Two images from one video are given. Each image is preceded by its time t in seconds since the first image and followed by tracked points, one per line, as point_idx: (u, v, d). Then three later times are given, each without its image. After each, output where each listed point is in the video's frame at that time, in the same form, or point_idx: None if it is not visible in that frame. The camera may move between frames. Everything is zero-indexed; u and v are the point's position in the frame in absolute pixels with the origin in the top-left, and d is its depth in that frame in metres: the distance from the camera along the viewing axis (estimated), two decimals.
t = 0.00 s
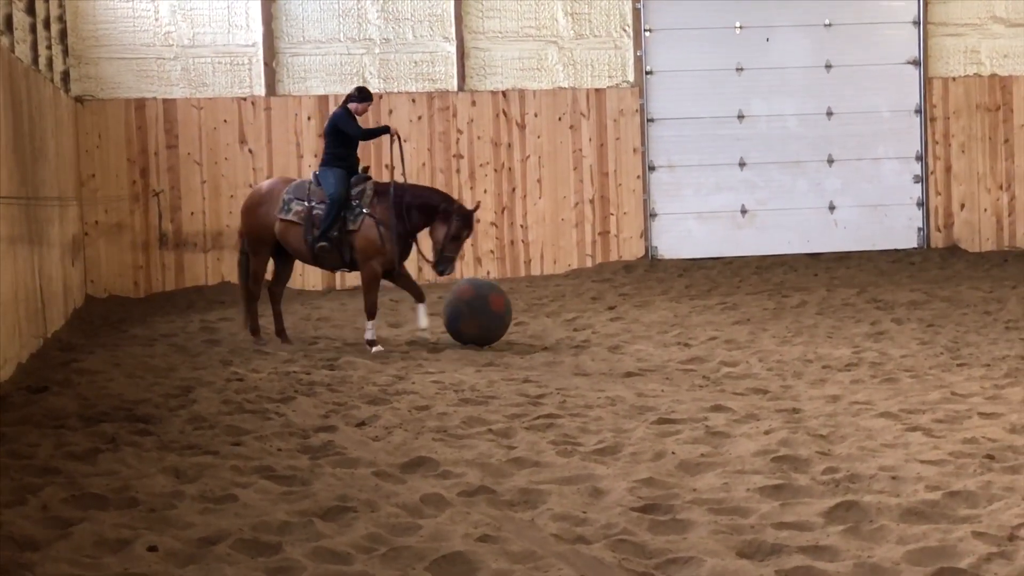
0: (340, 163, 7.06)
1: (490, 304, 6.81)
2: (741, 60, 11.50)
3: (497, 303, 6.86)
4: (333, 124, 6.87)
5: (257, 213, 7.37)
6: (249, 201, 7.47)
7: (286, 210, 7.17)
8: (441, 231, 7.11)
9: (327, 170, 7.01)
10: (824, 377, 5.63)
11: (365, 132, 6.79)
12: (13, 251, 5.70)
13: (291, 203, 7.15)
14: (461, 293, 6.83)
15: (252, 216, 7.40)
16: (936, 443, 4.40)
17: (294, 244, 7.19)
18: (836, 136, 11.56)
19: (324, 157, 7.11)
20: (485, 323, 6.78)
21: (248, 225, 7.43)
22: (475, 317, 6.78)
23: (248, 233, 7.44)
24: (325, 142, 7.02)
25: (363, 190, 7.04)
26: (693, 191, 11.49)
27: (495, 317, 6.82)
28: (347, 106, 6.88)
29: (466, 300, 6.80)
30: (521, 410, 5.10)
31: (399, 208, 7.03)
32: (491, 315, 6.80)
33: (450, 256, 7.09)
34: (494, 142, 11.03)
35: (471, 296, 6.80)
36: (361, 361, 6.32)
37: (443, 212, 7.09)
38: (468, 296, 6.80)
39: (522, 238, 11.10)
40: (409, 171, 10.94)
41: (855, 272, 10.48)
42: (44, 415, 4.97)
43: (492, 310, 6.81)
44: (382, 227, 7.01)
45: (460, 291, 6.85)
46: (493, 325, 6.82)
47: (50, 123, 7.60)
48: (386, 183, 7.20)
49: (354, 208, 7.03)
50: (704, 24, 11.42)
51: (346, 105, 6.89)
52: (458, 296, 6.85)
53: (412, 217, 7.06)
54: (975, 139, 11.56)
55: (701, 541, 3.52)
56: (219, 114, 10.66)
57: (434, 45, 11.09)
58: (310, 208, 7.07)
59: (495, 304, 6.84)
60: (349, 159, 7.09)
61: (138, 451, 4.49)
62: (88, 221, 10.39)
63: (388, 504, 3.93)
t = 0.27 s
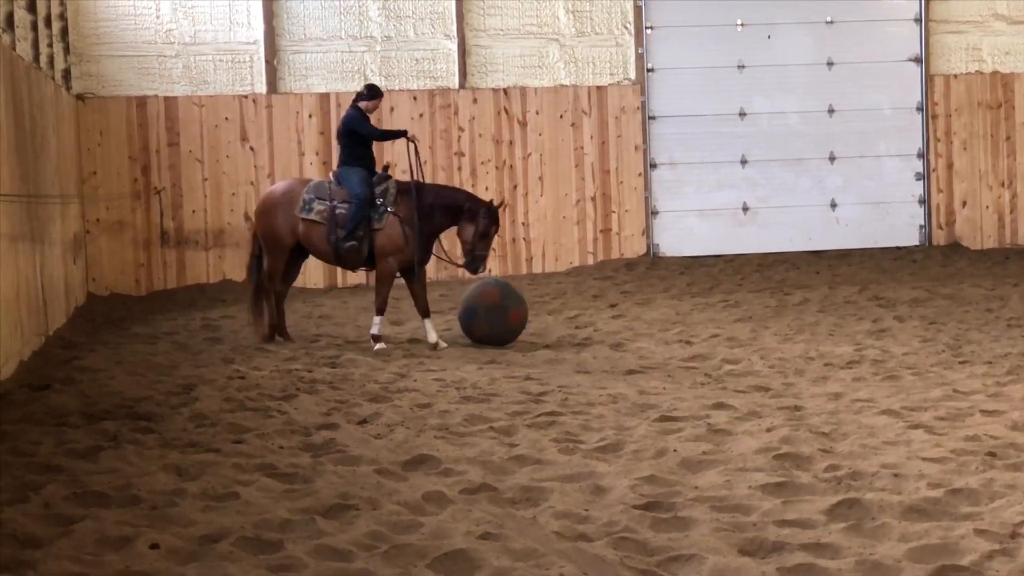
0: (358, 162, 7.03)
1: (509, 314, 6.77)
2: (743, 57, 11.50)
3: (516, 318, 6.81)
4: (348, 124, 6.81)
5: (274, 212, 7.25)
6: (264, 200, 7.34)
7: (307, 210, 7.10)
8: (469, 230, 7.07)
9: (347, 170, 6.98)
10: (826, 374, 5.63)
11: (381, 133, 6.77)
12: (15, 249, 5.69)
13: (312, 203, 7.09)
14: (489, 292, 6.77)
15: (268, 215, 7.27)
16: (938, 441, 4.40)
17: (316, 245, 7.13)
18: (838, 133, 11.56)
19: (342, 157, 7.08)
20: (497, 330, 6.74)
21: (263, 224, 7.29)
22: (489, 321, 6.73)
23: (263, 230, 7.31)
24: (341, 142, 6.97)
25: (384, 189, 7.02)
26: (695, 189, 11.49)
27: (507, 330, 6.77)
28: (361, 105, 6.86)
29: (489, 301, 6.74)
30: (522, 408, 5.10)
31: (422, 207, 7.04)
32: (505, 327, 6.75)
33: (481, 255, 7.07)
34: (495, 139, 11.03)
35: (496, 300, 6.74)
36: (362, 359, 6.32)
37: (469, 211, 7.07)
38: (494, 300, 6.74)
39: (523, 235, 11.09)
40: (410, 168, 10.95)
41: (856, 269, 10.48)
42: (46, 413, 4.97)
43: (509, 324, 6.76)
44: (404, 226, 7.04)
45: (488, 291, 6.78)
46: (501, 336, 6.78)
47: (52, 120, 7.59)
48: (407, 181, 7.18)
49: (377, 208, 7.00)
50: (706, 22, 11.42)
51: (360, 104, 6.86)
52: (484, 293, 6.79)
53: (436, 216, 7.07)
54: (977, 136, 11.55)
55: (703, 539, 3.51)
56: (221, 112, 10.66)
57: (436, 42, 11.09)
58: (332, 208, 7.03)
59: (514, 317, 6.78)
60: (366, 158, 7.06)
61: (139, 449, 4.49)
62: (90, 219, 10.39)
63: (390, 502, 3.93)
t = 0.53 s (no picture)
0: (379, 160, 7.06)
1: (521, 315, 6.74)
2: (743, 55, 11.50)
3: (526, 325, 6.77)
4: (366, 122, 6.84)
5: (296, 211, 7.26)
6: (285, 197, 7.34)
7: (330, 208, 7.15)
8: (495, 231, 7.04)
9: (369, 169, 7.01)
10: (826, 372, 5.63)
11: (396, 132, 6.75)
12: (15, 246, 5.70)
13: (335, 201, 7.14)
14: (519, 292, 6.76)
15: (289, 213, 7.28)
16: (937, 439, 4.40)
17: (339, 244, 7.18)
18: (838, 131, 11.56)
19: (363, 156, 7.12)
20: (506, 326, 6.71)
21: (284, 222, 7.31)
22: (503, 316, 6.70)
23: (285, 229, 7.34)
24: (360, 142, 7.00)
25: (406, 189, 7.03)
26: (695, 186, 11.49)
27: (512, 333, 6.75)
28: (378, 104, 6.89)
29: (513, 299, 6.73)
30: (522, 405, 5.10)
31: (446, 208, 7.05)
32: (513, 329, 6.74)
33: (510, 254, 7.02)
34: (495, 137, 11.03)
35: (520, 303, 6.74)
36: (362, 356, 6.32)
37: (494, 211, 7.06)
38: (519, 302, 6.73)
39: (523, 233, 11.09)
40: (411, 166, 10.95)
41: (857, 267, 10.48)
42: (46, 410, 4.97)
43: (517, 329, 6.75)
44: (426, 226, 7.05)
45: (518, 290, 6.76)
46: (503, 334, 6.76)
47: (52, 118, 7.59)
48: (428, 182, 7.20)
49: (400, 207, 7.01)
50: (706, 20, 11.43)
51: (376, 103, 6.89)
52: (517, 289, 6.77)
53: (459, 216, 7.07)
54: (977, 135, 11.56)
55: (703, 536, 3.51)
56: (221, 110, 10.66)
57: (436, 40, 11.09)
58: (355, 206, 7.07)
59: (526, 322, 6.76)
60: (387, 157, 7.08)
61: (139, 446, 4.49)
62: (90, 217, 10.40)
63: (390, 499, 3.93)
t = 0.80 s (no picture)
0: (400, 161, 7.10)
1: (530, 318, 6.69)
2: (742, 54, 11.50)
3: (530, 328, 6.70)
4: (388, 123, 6.89)
5: (314, 212, 7.15)
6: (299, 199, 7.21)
7: (353, 208, 7.10)
8: (520, 234, 7.25)
9: (392, 169, 7.03)
10: (824, 372, 5.63)
11: (419, 134, 6.82)
12: (13, 245, 5.69)
13: (358, 201, 7.10)
14: (544, 298, 6.75)
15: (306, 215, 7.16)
16: (935, 439, 4.40)
17: (363, 243, 7.16)
18: (836, 131, 11.57)
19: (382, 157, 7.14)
20: (516, 317, 6.66)
21: (301, 224, 7.19)
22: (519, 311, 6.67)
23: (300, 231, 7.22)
24: (379, 143, 7.03)
25: (430, 189, 7.09)
26: (694, 186, 11.49)
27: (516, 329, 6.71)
28: (399, 106, 6.96)
29: (536, 301, 6.70)
30: (520, 405, 5.11)
31: (471, 210, 7.17)
32: (523, 326, 6.68)
33: (534, 257, 7.26)
34: (493, 136, 11.03)
35: (540, 308, 6.71)
36: (360, 356, 6.32)
37: (519, 214, 7.23)
38: (540, 306, 6.71)
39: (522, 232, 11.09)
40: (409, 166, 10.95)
41: (855, 267, 10.49)
42: (44, 409, 4.97)
43: (521, 328, 6.70)
44: (451, 227, 7.14)
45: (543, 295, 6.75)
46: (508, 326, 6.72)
47: (51, 117, 7.59)
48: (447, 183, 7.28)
49: (425, 207, 7.06)
50: (705, 19, 11.42)
51: (396, 105, 6.96)
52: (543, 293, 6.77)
53: (482, 219, 7.21)
54: (975, 135, 11.56)
55: (700, 536, 3.52)
56: (219, 109, 10.65)
57: (434, 39, 11.09)
58: (379, 207, 7.07)
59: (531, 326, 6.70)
60: (406, 157, 7.12)
61: (137, 446, 4.49)
62: (88, 216, 10.39)
63: (388, 499, 3.93)
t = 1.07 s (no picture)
0: (414, 160, 7.08)
1: (540, 316, 6.66)
2: (739, 55, 11.50)
3: (536, 326, 6.66)
4: (405, 123, 6.88)
5: (324, 212, 7.12)
6: (309, 199, 7.18)
7: (368, 209, 7.07)
8: (533, 237, 7.39)
9: (408, 169, 7.00)
10: (821, 373, 5.63)
11: (439, 134, 6.79)
12: (10, 245, 5.68)
13: (373, 202, 7.07)
14: (562, 304, 6.77)
15: (316, 215, 7.13)
16: (931, 440, 4.41)
17: (375, 243, 7.13)
18: (834, 132, 11.57)
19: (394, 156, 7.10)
20: (530, 307, 6.64)
21: (311, 224, 7.14)
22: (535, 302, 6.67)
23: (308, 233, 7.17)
24: (394, 143, 7.02)
25: (445, 190, 7.10)
26: (691, 186, 11.49)
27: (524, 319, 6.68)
28: (416, 107, 7.00)
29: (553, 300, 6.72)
30: (517, 405, 5.10)
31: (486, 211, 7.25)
32: (532, 316, 6.65)
33: (546, 260, 7.43)
34: (491, 137, 11.01)
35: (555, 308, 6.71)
36: (356, 355, 6.32)
37: (532, 216, 7.37)
38: (555, 305, 6.70)
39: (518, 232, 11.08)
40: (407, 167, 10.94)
41: (852, 268, 10.50)
42: (40, 409, 4.97)
43: (527, 321, 6.66)
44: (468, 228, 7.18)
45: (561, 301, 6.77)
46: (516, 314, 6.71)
47: (47, 118, 7.57)
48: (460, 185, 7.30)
49: (442, 208, 7.07)
50: (703, 20, 11.42)
51: (412, 105, 6.98)
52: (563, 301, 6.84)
53: (497, 221, 7.30)
54: (973, 136, 11.57)
55: (697, 537, 3.52)
56: (217, 109, 10.64)
57: (432, 40, 11.08)
58: (395, 207, 7.06)
59: (537, 325, 6.66)
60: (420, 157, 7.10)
61: (134, 446, 4.49)
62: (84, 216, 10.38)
63: (384, 499, 3.93)
